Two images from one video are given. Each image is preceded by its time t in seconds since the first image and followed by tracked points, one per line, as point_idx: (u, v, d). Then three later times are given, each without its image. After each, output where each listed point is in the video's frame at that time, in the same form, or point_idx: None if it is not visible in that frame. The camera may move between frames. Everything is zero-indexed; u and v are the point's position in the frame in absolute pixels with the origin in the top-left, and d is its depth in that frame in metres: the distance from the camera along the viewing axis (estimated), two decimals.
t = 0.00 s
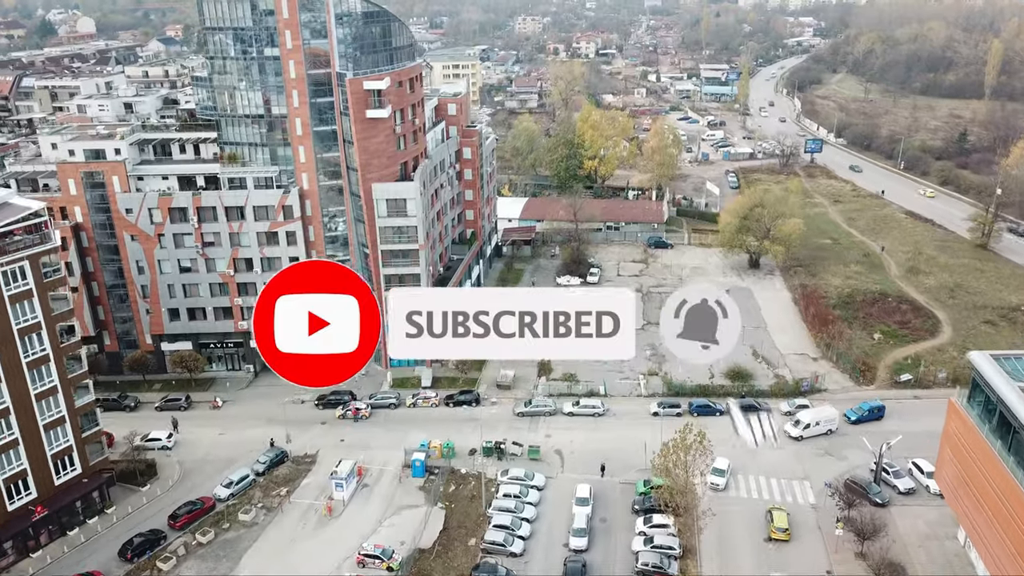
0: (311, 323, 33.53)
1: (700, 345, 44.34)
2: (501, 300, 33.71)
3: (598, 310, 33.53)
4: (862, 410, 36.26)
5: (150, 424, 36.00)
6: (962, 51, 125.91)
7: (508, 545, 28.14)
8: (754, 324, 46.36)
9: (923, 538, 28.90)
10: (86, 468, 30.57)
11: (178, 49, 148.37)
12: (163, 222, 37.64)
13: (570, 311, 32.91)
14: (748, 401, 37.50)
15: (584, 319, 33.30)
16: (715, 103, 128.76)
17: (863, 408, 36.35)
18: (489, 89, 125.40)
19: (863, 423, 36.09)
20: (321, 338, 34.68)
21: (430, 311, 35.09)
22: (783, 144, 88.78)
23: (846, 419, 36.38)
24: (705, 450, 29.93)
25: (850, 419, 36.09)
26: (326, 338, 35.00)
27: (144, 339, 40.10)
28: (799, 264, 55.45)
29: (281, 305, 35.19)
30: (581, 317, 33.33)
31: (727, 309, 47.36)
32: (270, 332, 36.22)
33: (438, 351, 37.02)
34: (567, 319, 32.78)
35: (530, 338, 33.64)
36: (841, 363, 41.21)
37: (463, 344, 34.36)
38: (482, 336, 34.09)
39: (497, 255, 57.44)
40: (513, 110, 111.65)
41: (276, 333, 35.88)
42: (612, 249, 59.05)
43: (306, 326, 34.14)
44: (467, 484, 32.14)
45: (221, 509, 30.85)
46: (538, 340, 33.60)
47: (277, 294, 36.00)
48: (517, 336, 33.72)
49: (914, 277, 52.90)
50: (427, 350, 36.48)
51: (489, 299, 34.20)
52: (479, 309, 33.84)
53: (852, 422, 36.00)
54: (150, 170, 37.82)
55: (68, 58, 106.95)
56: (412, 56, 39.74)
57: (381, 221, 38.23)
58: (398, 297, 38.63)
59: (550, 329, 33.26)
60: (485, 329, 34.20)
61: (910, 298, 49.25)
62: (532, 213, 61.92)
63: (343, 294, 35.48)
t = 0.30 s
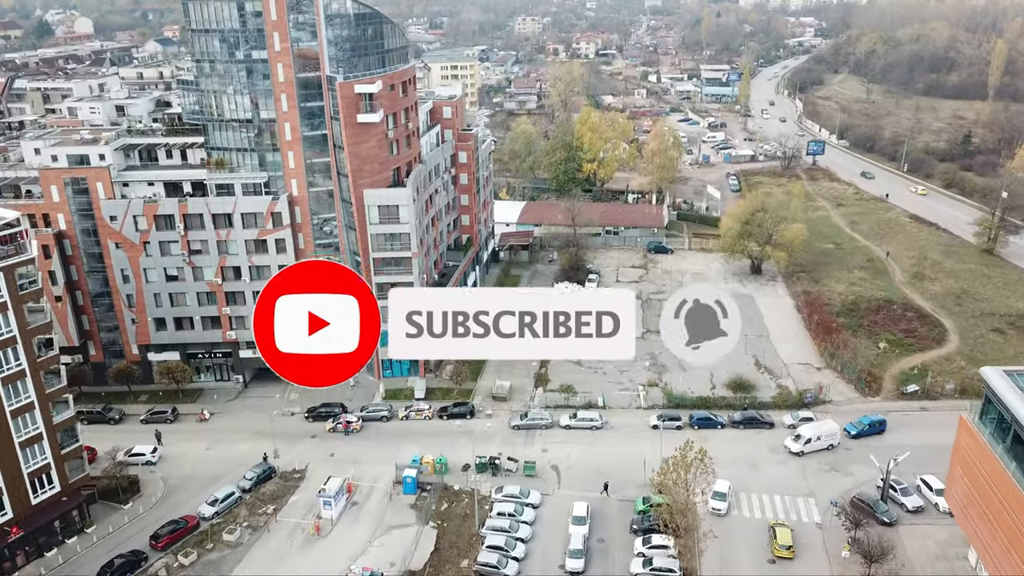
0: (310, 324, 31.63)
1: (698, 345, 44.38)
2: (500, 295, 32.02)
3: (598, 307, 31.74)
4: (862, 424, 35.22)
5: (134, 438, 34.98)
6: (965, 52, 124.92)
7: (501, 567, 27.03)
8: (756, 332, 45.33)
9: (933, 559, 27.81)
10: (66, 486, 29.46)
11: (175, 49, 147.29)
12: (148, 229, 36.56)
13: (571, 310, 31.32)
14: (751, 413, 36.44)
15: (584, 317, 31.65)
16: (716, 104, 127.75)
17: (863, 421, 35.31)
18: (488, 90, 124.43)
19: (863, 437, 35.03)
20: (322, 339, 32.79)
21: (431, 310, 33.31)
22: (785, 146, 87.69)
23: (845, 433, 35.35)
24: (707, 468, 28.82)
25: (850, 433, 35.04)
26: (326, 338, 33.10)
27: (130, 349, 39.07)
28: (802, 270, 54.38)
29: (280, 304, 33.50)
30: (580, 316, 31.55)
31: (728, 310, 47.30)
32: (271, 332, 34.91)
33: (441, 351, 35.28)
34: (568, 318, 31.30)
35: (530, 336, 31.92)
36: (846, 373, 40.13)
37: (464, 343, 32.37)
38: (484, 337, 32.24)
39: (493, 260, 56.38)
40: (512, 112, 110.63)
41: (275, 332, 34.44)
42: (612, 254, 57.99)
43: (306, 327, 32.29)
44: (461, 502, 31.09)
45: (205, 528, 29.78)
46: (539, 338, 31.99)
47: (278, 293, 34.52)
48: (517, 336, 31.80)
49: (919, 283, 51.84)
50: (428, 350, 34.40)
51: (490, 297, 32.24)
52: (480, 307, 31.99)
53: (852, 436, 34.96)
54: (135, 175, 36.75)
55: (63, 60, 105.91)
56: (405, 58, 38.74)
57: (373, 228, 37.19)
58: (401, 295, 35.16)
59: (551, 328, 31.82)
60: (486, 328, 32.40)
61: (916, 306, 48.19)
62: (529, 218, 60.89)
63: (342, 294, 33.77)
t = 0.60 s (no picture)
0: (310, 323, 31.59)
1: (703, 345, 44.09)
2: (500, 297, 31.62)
3: (598, 309, 31.74)
4: (862, 438, 34.15)
5: (117, 454, 33.93)
6: (967, 52, 123.95)
7: None
8: (758, 340, 44.29)
9: None
10: (43, 505, 28.35)
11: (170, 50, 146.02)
12: (132, 237, 35.51)
13: (571, 310, 31.37)
14: (753, 427, 35.36)
15: (586, 318, 31.50)
16: (716, 105, 126.64)
17: (864, 436, 34.24)
18: (487, 91, 123.41)
19: (863, 452, 33.97)
20: (321, 338, 32.66)
21: (430, 310, 32.81)
22: (786, 148, 86.62)
23: (845, 447, 34.30)
24: (708, 487, 27.68)
25: (850, 448, 34.00)
26: (326, 338, 32.96)
27: (115, 360, 38.05)
28: (804, 276, 53.35)
29: (281, 305, 33.46)
30: (581, 316, 31.60)
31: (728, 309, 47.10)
32: (271, 332, 34.85)
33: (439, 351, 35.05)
34: (568, 318, 31.09)
35: (531, 337, 31.73)
36: (850, 384, 39.08)
37: (463, 342, 32.17)
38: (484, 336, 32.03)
39: (490, 266, 55.37)
40: (510, 114, 109.55)
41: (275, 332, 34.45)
42: (610, 260, 56.97)
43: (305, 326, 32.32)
44: (453, 520, 30.04)
45: (187, 549, 28.69)
46: (540, 339, 31.79)
47: (277, 294, 34.26)
48: (518, 335, 31.53)
49: (924, 290, 50.78)
50: (428, 351, 34.22)
51: (488, 297, 31.98)
52: (481, 307, 31.71)
53: (852, 451, 33.90)
54: (119, 182, 35.71)
55: (56, 61, 104.62)
56: (396, 61, 37.74)
57: (364, 235, 36.19)
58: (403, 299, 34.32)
59: (551, 328, 31.39)
60: (486, 329, 32.05)
61: (921, 313, 47.13)
62: (527, 222, 59.92)
63: (342, 293, 33.67)
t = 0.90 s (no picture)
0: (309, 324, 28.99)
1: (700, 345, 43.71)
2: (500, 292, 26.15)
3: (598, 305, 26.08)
4: (862, 453, 33.10)
5: (99, 469, 32.87)
6: (970, 53, 122.74)
7: None
8: (759, 349, 43.25)
9: None
10: (17, 525, 27.24)
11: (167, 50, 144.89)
12: (115, 245, 34.44)
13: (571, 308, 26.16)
14: (754, 440, 34.29)
15: (584, 317, 26.22)
16: (717, 106, 125.59)
17: (863, 451, 33.19)
18: (485, 92, 122.32)
19: (863, 467, 32.95)
20: (321, 339, 30.17)
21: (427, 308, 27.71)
22: (787, 150, 85.58)
23: (844, 463, 33.23)
24: (708, 506, 26.60)
25: (850, 463, 32.93)
26: (326, 338, 30.59)
27: (98, 371, 36.99)
28: (806, 282, 52.31)
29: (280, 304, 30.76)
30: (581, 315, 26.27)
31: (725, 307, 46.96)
32: (269, 331, 32.23)
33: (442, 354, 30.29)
34: (568, 316, 26.07)
35: (532, 341, 26.47)
36: (854, 396, 38.01)
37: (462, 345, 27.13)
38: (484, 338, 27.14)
39: (486, 272, 54.36)
40: (509, 115, 108.43)
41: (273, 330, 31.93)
42: (609, 265, 55.91)
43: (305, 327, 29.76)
44: (444, 539, 28.97)
45: (168, 570, 27.61)
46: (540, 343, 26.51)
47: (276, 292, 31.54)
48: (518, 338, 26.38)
49: (929, 296, 49.72)
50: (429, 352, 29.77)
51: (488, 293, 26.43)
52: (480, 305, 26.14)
53: (852, 466, 32.87)
54: (101, 188, 34.64)
55: (50, 62, 103.48)
56: (387, 65, 36.92)
57: (353, 243, 35.15)
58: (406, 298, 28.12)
59: (553, 328, 26.52)
60: (486, 329, 27.05)
61: (926, 321, 46.05)
62: (524, 227, 58.89)
63: (343, 291, 31.21)
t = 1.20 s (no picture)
0: (309, 325, 28.15)
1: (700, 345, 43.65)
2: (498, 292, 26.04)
3: (598, 305, 26.00)
4: (862, 470, 31.96)
5: (78, 486, 31.79)
6: (972, 54, 121.60)
7: None
8: (760, 359, 42.19)
9: None
10: None
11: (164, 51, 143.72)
12: (96, 254, 33.38)
13: (571, 309, 26.04)
14: (755, 455, 33.19)
15: (584, 317, 26.11)
16: (717, 107, 124.54)
17: (863, 467, 32.03)
18: (484, 93, 121.22)
19: (863, 484, 31.81)
20: (321, 338, 29.58)
21: (429, 309, 28.47)
22: (788, 153, 84.49)
23: (843, 479, 32.12)
24: (706, 529, 25.46)
25: (849, 480, 31.82)
26: (326, 338, 29.98)
27: (81, 383, 35.95)
28: (808, 289, 51.25)
29: (280, 304, 29.88)
30: (579, 314, 26.18)
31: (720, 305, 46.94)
32: (270, 331, 31.47)
33: (442, 353, 30.93)
34: (568, 316, 25.92)
35: (532, 341, 26.16)
36: (858, 408, 36.93)
37: (462, 344, 27.45)
38: (485, 338, 27.12)
39: (482, 278, 53.32)
40: (507, 117, 107.39)
41: (273, 331, 31.10)
42: (607, 271, 54.85)
43: (305, 327, 28.98)
44: (433, 560, 27.86)
45: None
46: (541, 343, 26.20)
47: (276, 292, 30.61)
48: (517, 337, 25.99)
49: (934, 304, 48.63)
50: (429, 352, 30.21)
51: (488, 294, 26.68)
52: (480, 306, 26.32)
53: (851, 483, 31.74)
54: (82, 196, 33.58)
55: (44, 63, 102.28)
56: (377, 67, 35.80)
57: (342, 252, 34.16)
58: (406, 298, 28.69)
59: (552, 328, 26.28)
60: (486, 328, 27.06)
61: (932, 330, 44.95)
62: (521, 231, 57.80)
63: (343, 292, 30.32)
